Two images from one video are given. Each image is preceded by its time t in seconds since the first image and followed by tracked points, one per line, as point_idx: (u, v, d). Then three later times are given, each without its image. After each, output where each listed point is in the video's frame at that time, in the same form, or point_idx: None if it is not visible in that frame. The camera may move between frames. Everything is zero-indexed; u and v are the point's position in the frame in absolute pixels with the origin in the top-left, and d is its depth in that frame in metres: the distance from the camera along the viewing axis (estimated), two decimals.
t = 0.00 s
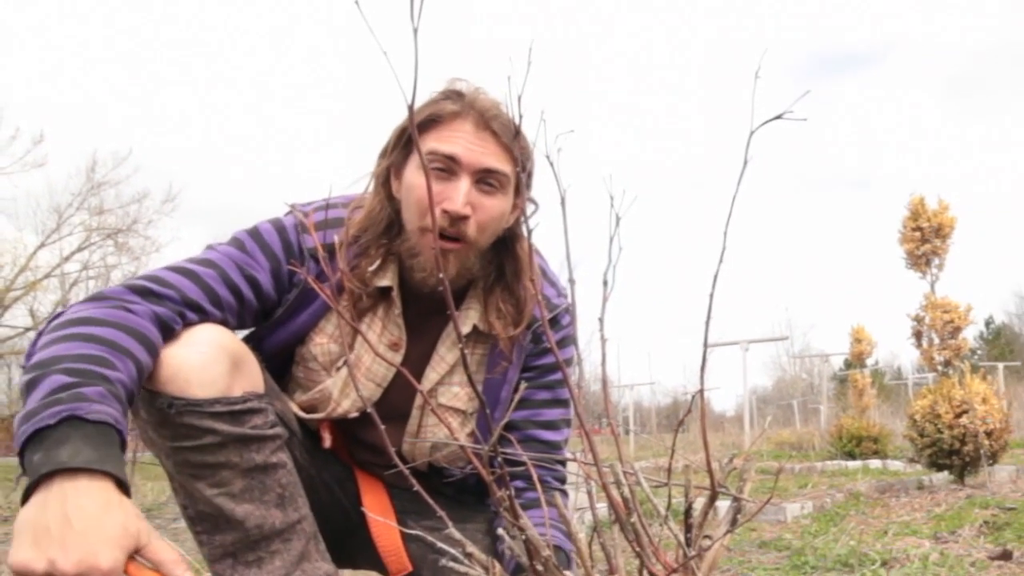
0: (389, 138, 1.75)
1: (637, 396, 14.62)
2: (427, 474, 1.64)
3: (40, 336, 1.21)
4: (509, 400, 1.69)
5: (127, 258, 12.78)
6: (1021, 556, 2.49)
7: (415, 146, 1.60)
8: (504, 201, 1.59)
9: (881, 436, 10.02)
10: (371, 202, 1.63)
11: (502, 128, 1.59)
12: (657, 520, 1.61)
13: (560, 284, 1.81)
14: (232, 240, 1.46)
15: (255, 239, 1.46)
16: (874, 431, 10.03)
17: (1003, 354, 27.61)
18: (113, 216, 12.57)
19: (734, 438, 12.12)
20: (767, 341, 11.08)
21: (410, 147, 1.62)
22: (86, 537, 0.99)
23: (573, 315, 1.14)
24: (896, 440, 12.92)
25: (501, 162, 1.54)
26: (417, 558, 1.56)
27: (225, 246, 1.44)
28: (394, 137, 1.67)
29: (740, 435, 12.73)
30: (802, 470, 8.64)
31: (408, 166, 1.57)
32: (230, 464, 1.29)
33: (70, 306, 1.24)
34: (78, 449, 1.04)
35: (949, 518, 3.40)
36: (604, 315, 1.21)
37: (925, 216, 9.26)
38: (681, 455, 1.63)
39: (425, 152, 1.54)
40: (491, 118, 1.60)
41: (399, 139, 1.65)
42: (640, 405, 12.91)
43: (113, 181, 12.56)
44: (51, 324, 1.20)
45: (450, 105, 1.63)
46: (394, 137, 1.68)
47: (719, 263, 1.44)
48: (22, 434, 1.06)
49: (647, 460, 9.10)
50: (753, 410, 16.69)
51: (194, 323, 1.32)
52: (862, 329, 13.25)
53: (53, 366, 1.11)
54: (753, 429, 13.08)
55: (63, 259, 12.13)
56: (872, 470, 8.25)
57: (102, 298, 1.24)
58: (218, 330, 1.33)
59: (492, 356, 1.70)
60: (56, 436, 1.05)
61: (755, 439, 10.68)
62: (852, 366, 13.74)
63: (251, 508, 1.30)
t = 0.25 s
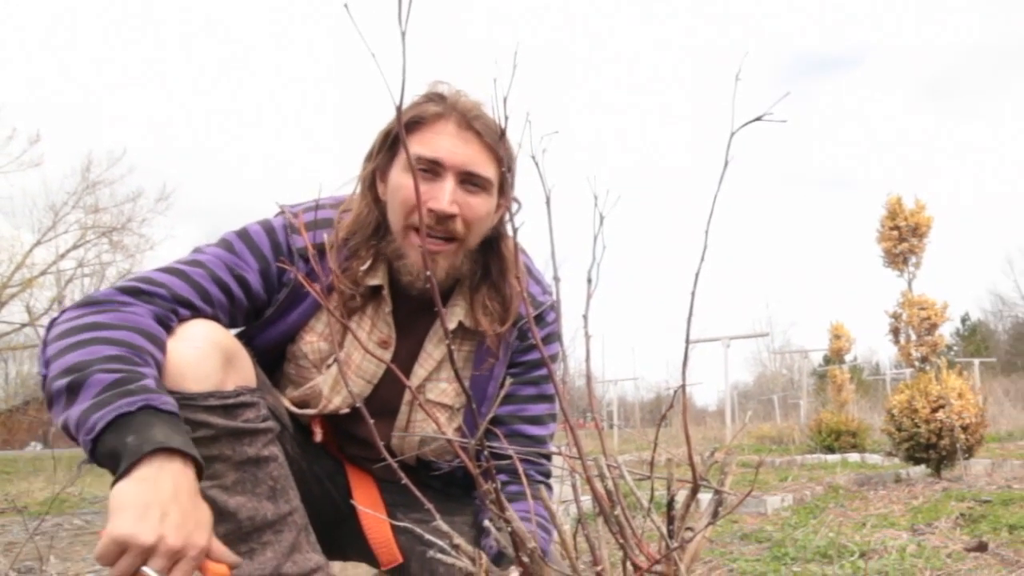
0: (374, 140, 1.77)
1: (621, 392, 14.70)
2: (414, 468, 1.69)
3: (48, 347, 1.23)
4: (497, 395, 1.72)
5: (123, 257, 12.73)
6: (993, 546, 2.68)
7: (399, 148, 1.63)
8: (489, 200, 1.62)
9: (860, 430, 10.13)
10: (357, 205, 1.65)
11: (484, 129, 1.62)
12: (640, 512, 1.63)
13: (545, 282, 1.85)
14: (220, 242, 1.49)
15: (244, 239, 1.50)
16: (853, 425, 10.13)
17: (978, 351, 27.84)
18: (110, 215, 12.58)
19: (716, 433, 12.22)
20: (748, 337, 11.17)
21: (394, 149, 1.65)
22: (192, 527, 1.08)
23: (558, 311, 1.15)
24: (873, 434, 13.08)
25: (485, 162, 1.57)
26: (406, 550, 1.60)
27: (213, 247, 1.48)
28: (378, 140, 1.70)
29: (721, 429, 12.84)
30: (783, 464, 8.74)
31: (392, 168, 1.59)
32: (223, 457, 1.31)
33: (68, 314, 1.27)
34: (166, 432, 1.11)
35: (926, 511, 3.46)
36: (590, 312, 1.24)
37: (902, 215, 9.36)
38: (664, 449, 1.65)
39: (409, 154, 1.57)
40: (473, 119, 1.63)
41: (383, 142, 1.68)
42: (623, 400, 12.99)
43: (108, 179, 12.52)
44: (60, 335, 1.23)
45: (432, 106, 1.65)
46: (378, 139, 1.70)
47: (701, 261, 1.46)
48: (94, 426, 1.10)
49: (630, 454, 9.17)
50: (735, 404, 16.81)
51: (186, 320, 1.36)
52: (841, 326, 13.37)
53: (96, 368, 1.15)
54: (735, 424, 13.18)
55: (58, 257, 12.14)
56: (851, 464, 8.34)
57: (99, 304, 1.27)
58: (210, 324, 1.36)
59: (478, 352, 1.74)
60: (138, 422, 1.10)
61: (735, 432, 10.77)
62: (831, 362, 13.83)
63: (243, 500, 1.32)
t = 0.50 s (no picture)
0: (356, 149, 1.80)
1: (608, 387, 14.79)
2: (406, 462, 1.72)
3: (52, 331, 1.25)
4: (487, 390, 1.76)
5: (123, 256, 12.73)
6: (972, 539, 2.78)
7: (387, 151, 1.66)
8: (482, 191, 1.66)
9: (842, 425, 10.24)
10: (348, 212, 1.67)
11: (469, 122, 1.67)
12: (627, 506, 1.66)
13: (535, 279, 1.89)
14: (220, 239, 1.52)
15: (244, 237, 1.53)
16: (835, 420, 10.24)
17: (956, 347, 28.19)
18: (108, 214, 12.60)
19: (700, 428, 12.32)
20: (733, 334, 11.27)
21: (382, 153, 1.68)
22: (150, 509, 1.05)
23: (547, 307, 1.18)
24: (855, 429, 13.22)
25: (476, 153, 1.61)
26: (399, 543, 1.63)
27: (214, 244, 1.51)
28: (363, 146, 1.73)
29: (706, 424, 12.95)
30: (766, 459, 8.83)
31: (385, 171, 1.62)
32: (220, 451, 1.34)
33: (72, 303, 1.29)
34: (163, 413, 1.11)
35: (907, 504, 3.52)
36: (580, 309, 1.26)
37: (883, 214, 9.45)
38: (651, 444, 1.68)
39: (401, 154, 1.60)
40: (456, 115, 1.67)
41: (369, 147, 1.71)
42: (610, 395, 13.08)
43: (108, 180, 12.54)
44: (65, 320, 1.25)
45: (414, 107, 1.69)
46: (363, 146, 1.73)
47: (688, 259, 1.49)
48: (93, 402, 1.11)
49: (617, 449, 9.26)
50: (720, 400, 16.93)
51: (187, 316, 1.39)
52: (824, 323, 13.48)
53: (99, 351, 1.17)
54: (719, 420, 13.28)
55: (58, 255, 12.20)
56: (833, 458, 8.43)
57: (102, 294, 1.29)
58: (210, 322, 1.40)
59: (470, 347, 1.78)
60: (135, 401, 1.11)
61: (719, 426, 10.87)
62: (813, 359, 13.94)
63: (240, 493, 1.35)
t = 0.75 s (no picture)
0: (354, 156, 1.84)
1: (599, 384, 14.86)
2: (403, 459, 1.76)
3: (69, 341, 1.27)
4: (483, 388, 1.80)
5: (128, 258, 12.81)
6: (958, 533, 2.86)
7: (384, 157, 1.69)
8: (477, 194, 1.69)
9: (829, 421, 10.31)
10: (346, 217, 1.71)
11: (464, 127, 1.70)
12: (620, 501, 1.69)
13: (528, 280, 1.93)
14: (222, 243, 1.55)
15: (244, 241, 1.57)
16: (822, 417, 10.31)
17: (941, 345, 28.42)
18: (114, 218, 12.73)
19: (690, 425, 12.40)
20: (721, 332, 11.35)
21: (379, 159, 1.71)
22: (184, 506, 1.07)
23: (541, 307, 1.20)
24: (842, 425, 13.33)
25: (471, 157, 1.65)
26: (397, 537, 1.66)
27: (216, 248, 1.54)
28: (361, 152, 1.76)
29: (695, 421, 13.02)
30: (755, 455, 8.90)
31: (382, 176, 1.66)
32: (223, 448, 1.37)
33: (84, 310, 1.31)
34: (208, 411, 1.15)
35: (893, 499, 3.59)
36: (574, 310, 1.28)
37: (869, 215, 9.53)
38: (643, 439, 1.71)
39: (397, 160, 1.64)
40: (451, 121, 1.71)
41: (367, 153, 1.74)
42: (601, 392, 13.16)
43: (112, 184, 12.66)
44: (81, 330, 1.27)
45: (410, 113, 1.73)
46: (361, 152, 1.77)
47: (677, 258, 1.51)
48: (138, 401, 1.13)
49: (610, 445, 9.35)
50: (709, 397, 17.02)
51: (192, 318, 1.43)
52: (811, 322, 13.57)
53: (131, 356, 1.20)
54: (707, 416, 13.35)
55: (65, 258, 12.36)
56: (820, 454, 8.50)
57: (115, 300, 1.32)
58: (214, 323, 1.44)
59: (466, 346, 1.81)
60: (181, 400, 1.14)
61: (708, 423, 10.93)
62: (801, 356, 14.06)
63: (243, 489, 1.39)
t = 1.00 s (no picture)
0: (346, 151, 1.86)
1: (586, 376, 14.95)
2: (394, 449, 1.80)
3: (67, 333, 1.30)
4: (473, 380, 1.84)
5: (118, 250, 12.81)
6: (937, 523, 2.93)
7: (376, 153, 1.73)
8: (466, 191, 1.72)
9: (811, 414, 10.43)
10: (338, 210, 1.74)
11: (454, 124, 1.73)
12: (606, 491, 1.71)
13: (517, 274, 1.97)
14: (218, 236, 1.58)
15: (239, 235, 1.60)
16: (804, 409, 10.43)
17: (919, 339, 28.85)
18: (107, 210, 12.73)
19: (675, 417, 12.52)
20: (707, 326, 11.45)
21: (371, 155, 1.74)
22: (192, 505, 1.11)
23: (530, 301, 1.21)
24: (825, 418, 13.48)
25: (461, 154, 1.68)
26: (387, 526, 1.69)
27: (211, 241, 1.57)
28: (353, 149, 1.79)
29: (681, 412, 13.13)
30: (739, 446, 9.00)
31: (373, 172, 1.69)
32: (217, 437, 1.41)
33: (82, 302, 1.33)
34: (205, 415, 1.19)
35: (873, 489, 3.66)
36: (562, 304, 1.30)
37: (851, 211, 9.60)
38: (629, 431, 1.74)
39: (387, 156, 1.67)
40: (441, 118, 1.74)
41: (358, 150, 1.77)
42: (588, 384, 13.25)
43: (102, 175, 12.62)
44: (79, 323, 1.30)
45: (401, 111, 1.76)
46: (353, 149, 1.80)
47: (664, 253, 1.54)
48: (135, 404, 1.16)
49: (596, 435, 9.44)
50: (694, 390, 17.16)
51: (187, 310, 1.46)
52: (795, 316, 13.71)
53: (130, 354, 1.22)
54: (692, 408, 13.46)
55: (55, 249, 12.35)
56: (802, 445, 8.59)
57: (112, 292, 1.35)
58: (208, 315, 1.47)
59: (456, 339, 1.85)
60: (178, 403, 1.17)
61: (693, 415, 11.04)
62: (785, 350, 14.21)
63: (236, 478, 1.42)
